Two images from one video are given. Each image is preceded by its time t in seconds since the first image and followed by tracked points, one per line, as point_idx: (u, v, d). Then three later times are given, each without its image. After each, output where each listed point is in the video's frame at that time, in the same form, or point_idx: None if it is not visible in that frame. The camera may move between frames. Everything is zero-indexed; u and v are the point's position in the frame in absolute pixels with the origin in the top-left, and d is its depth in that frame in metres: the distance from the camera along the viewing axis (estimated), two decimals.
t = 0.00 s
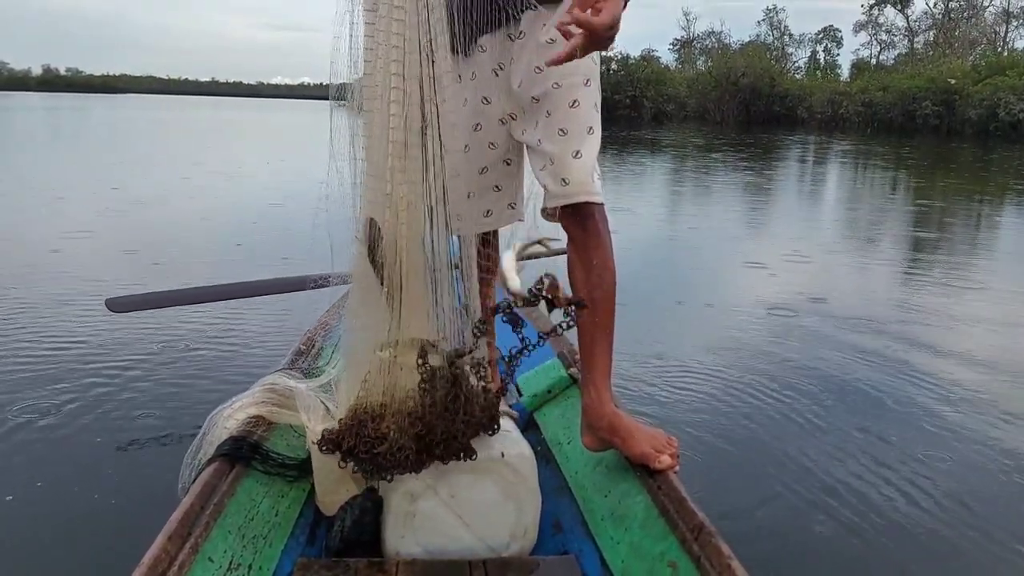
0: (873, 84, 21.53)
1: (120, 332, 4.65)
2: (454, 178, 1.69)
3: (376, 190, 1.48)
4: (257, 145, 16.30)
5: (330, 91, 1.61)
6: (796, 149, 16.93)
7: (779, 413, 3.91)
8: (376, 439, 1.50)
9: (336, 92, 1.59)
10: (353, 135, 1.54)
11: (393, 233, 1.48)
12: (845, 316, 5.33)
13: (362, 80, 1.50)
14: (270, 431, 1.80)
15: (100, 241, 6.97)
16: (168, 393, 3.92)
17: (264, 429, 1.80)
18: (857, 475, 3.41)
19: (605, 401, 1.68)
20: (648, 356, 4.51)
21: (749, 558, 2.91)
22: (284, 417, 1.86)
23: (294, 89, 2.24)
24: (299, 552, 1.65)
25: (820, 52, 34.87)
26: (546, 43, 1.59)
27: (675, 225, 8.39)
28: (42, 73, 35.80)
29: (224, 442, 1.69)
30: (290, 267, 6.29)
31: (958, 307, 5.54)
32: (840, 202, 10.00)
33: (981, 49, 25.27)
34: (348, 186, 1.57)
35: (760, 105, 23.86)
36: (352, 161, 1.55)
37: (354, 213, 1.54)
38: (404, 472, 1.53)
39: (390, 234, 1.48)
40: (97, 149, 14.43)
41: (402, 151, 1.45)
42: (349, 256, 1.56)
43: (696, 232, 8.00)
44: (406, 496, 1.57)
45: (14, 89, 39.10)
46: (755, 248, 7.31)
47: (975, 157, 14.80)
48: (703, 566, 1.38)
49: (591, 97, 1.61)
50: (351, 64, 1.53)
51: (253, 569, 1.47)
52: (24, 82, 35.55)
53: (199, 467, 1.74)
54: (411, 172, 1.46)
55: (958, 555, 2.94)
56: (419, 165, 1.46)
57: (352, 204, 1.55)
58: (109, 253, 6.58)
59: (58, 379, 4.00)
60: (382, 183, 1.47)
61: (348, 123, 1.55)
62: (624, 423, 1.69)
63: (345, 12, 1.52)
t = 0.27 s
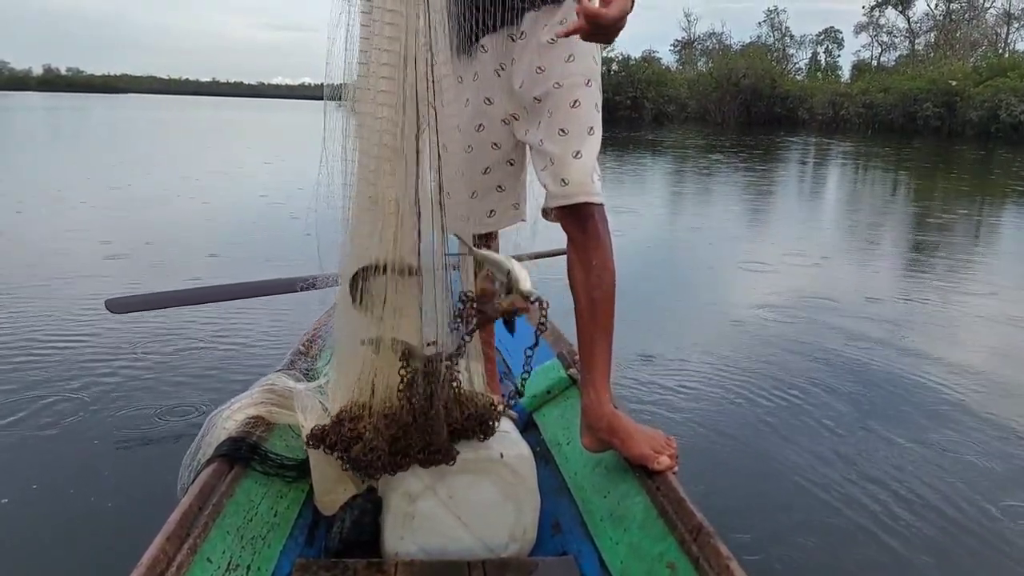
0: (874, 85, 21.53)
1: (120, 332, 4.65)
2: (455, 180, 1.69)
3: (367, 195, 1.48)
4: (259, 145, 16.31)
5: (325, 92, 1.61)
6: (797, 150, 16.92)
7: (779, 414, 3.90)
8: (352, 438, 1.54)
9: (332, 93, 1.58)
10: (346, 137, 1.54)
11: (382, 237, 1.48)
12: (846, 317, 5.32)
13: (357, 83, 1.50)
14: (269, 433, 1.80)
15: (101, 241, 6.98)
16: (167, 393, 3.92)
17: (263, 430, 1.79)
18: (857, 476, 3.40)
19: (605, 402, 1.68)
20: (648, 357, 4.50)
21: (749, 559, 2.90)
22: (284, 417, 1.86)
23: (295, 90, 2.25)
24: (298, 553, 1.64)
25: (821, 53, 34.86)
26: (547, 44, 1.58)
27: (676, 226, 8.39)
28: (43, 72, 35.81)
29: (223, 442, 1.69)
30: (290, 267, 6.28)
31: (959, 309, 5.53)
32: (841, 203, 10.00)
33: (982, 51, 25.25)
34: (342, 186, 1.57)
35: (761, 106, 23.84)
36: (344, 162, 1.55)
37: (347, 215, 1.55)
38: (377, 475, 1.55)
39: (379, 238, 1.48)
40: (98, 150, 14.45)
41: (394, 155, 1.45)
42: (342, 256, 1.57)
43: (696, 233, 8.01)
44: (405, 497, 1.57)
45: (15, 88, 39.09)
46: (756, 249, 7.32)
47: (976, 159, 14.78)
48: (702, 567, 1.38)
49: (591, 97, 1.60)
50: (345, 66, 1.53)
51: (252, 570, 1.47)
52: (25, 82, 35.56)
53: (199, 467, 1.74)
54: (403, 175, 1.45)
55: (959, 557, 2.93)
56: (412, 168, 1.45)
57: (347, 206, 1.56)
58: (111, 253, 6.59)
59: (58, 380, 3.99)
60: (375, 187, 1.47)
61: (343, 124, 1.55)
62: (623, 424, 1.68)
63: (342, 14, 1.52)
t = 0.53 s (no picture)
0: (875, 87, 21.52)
1: (119, 332, 4.64)
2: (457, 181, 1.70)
3: (374, 196, 1.49)
4: (259, 146, 16.31)
5: (330, 92, 1.62)
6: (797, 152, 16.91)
7: (779, 415, 3.90)
8: (344, 434, 1.56)
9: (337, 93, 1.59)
10: (351, 136, 1.55)
11: (383, 240, 1.48)
12: (846, 320, 5.31)
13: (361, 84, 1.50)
14: (269, 434, 1.80)
15: (102, 241, 6.98)
16: (166, 394, 3.91)
17: (263, 431, 1.79)
18: (857, 479, 3.40)
19: (605, 403, 1.68)
20: (649, 359, 4.49)
21: (750, 561, 2.90)
22: (285, 417, 1.86)
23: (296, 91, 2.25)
24: (299, 553, 1.65)
25: (822, 55, 34.87)
26: (549, 45, 1.58)
27: (676, 227, 8.40)
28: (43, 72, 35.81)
29: (223, 442, 1.69)
30: (289, 268, 6.28)
31: (958, 311, 5.53)
32: (842, 205, 10.01)
33: (983, 53, 25.24)
34: (345, 185, 1.58)
35: (761, 108, 23.84)
36: (349, 164, 1.56)
37: (351, 214, 1.56)
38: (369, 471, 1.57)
39: (381, 242, 1.49)
40: (99, 150, 14.44)
41: (401, 159, 1.46)
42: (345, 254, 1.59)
43: (697, 234, 8.01)
44: (406, 497, 1.56)
45: (15, 88, 39.10)
46: (756, 251, 7.32)
47: (977, 161, 14.78)
48: (702, 568, 1.38)
49: (593, 98, 1.59)
50: (350, 67, 1.54)
51: (252, 569, 1.47)
52: (24, 82, 35.55)
53: (199, 468, 1.74)
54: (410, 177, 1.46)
55: (961, 559, 2.92)
56: (418, 170, 1.46)
57: (351, 206, 1.56)
58: (111, 253, 6.58)
59: (57, 380, 3.99)
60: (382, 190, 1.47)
61: (347, 124, 1.55)
62: (624, 425, 1.68)
63: (347, 15, 1.52)
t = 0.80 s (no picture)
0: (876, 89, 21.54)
1: (120, 331, 4.64)
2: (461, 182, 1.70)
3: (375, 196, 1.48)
4: (260, 145, 16.32)
5: (335, 93, 1.62)
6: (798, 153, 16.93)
7: (780, 416, 3.91)
8: (347, 434, 1.56)
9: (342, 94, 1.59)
10: (355, 138, 1.55)
11: (386, 242, 1.48)
12: (846, 321, 5.32)
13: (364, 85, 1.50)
14: (271, 433, 1.80)
15: (103, 240, 6.99)
16: (167, 393, 3.91)
17: (266, 430, 1.79)
18: (858, 481, 3.39)
19: (607, 405, 1.68)
20: (649, 360, 4.49)
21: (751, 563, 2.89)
22: (287, 416, 1.86)
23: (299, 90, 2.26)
24: (299, 552, 1.64)
25: (822, 56, 34.89)
26: (554, 45, 1.57)
27: (677, 228, 8.41)
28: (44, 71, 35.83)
29: (225, 441, 1.69)
30: (290, 268, 6.28)
31: (958, 312, 5.55)
32: (842, 206, 10.02)
33: (984, 54, 25.26)
34: (350, 185, 1.58)
35: (762, 109, 23.86)
36: (354, 166, 1.56)
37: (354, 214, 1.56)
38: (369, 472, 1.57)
39: (382, 244, 1.49)
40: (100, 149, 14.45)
41: (402, 159, 1.45)
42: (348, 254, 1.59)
43: (698, 235, 8.02)
44: (407, 497, 1.56)
45: (16, 87, 39.12)
46: (757, 252, 7.33)
47: (977, 162, 14.80)
48: (704, 569, 1.38)
49: (596, 99, 1.59)
50: (355, 67, 1.53)
51: (253, 568, 1.47)
52: (25, 81, 35.59)
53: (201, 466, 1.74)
54: (411, 177, 1.46)
55: (962, 562, 2.92)
56: (419, 171, 1.46)
57: (355, 207, 1.56)
58: (112, 252, 6.59)
59: (58, 379, 3.98)
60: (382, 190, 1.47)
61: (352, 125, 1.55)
62: (625, 427, 1.68)
63: (353, 14, 1.51)
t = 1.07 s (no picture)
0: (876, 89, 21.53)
1: (118, 330, 4.63)
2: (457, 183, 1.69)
3: (372, 198, 1.47)
4: (260, 146, 16.31)
5: (330, 93, 1.61)
6: (798, 153, 16.94)
7: (779, 416, 3.91)
8: (345, 438, 1.57)
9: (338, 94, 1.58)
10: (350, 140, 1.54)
11: (382, 243, 1.48)
12: (846, 321, 5.31)
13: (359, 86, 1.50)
14: (266, 432, 1.79)
15: (102, 240, 6.98)
16: (165, 393, 3.90)
17: (261, 428, 1.78)
18: (857, 482, 3.39)
19: (604, 407, 1.67)
20: (649, 360, 4.48)
21: (750, 563, 2.89)
22: (283, 415, 1.85)
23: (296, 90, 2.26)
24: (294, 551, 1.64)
25: (822, 57, 34.90)
26: (553, 45, 1.56)
27: (677, 228, 8.41)
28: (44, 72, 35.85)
29: (221, 439, 1.68)
30: (289, 268, 6.27)
31: (958, 313, 5.55)
32: (842, 206, 10.03)
33: (984, 55, 25.26)
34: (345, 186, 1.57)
35: (762, 109, 23.86)
36: (349, 167, 1.55)
37: (349, 216, 1.55)
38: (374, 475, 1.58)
39: (379, 245, 1.48)
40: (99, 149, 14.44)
41: (401, 161, 1.45)
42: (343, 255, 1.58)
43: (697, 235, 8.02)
44: (404, 497, 1.56)
45: (16, 86, 39.13)
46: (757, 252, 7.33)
47: (977, 163, 14.79)
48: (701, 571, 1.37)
49: (594, 101, 1.58)
50: (351, 69, 1.53)
51: (248, 567, 1.47)
52: (24, 81, 35.56)
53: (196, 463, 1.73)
54: (410, 180, 1.46)
55: (961, 563, 2.92)
56: (417, 173, 1.46)
57: (350, 208, 1.55)
58: (111, 252, 6.58)
59: (56, 378, 3.98)
60: (380, 192, 1.46)
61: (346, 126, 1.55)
62: (623, 429, 1.67)
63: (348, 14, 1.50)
